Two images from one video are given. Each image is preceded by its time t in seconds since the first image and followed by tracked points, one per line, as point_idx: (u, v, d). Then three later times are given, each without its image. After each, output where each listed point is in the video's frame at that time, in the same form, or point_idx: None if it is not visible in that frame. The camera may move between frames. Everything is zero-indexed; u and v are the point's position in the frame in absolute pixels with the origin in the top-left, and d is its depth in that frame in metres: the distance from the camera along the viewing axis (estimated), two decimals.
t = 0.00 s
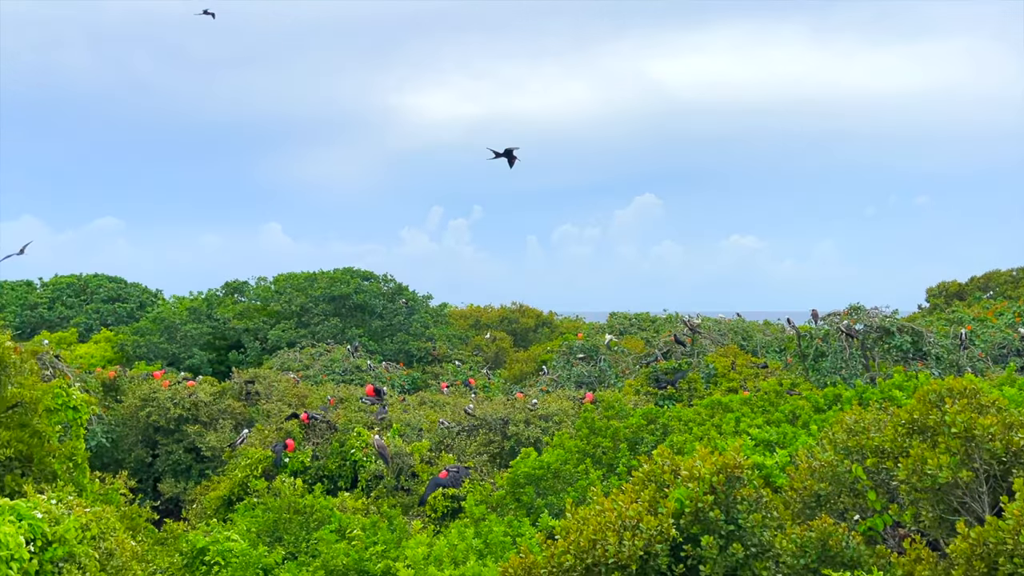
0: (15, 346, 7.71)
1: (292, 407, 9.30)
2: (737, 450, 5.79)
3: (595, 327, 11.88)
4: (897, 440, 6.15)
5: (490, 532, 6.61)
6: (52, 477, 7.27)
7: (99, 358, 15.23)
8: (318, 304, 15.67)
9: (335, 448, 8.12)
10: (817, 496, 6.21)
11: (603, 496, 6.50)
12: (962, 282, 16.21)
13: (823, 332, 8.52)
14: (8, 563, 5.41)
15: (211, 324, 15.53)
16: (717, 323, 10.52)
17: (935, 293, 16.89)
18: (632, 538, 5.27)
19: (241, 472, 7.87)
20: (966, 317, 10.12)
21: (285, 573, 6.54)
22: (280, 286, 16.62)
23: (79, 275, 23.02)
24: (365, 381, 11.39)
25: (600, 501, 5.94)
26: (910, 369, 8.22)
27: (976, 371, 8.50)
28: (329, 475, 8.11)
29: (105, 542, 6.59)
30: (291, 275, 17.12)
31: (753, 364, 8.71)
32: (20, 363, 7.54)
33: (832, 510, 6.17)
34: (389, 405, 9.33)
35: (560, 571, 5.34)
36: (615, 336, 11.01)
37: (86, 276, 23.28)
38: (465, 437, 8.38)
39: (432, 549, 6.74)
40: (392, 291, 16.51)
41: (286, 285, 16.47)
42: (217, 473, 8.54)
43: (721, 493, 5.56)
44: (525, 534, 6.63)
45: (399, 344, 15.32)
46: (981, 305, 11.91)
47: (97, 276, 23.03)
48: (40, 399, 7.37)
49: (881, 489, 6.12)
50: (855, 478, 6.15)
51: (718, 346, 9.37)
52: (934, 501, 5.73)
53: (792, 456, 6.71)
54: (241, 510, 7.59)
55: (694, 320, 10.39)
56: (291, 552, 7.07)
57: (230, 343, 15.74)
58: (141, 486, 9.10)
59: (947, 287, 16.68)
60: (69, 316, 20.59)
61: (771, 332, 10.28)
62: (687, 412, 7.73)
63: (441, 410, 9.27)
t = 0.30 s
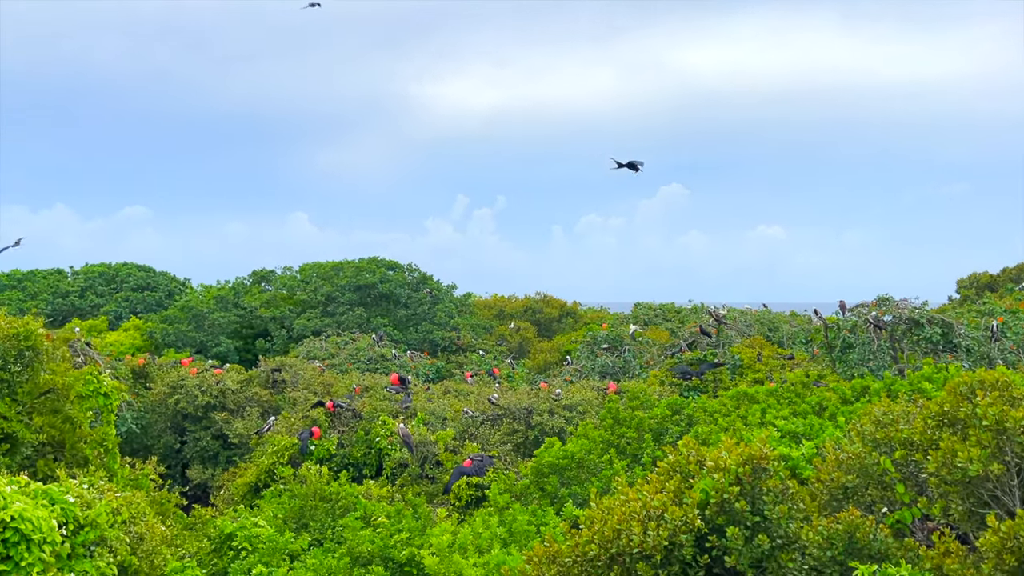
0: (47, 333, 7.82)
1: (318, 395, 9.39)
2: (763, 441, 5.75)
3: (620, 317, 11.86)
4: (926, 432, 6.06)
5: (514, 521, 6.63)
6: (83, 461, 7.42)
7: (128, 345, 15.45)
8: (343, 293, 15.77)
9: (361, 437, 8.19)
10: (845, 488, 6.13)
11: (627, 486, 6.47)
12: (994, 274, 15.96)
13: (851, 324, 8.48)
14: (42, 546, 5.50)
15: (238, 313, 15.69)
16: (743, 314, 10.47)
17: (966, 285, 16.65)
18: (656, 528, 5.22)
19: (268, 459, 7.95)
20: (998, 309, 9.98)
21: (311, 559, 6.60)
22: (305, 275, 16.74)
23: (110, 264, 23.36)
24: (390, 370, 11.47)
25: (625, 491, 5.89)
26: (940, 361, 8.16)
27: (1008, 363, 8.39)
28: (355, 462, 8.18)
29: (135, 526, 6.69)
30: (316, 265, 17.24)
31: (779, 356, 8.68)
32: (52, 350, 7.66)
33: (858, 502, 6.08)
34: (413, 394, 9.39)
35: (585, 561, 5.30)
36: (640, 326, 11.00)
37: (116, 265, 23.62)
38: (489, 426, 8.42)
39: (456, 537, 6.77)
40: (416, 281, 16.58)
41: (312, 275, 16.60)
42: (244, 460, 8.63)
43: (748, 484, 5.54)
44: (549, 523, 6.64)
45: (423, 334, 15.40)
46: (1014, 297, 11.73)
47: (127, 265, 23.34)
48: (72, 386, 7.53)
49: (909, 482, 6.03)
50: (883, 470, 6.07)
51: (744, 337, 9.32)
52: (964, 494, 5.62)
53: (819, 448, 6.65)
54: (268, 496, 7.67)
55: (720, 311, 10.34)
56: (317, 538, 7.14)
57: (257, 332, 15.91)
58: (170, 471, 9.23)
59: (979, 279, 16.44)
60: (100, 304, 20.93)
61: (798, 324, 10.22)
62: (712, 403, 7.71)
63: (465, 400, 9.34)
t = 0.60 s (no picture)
0: (66, 321, 7.88)
1: (334, 385, 9.45)
2: (780, 433, 5.66)
3: (635, 309, 11.86)
4: (945, 426, 6.03)
5: (529, 511, 6.65)
6: (103, 448, 7.50)
7: (146, 334, 15.57)
8: (359, 283, 15.82)
9: (376, 427, 8.24)
10: (861, 481, 6.12)
11: (643, 477, 6.46)
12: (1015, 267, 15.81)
13: (868, 317, 8.46)
14: (61, 532, 5.58)
15: (254, 303, 15.77)
16: (759, 306, 10.44)
17: (985, 278, 16.52)
18: (672, 519, 5.20)
19: (284, 448, 8.00)
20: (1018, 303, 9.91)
21: (327, 547, 6.64)
22: (321, 265, 16.79)
23: (127, 253, 23.51)
24: (405, 360, 11.52)
25: (639, 482, 5.89)
26: (958, 354, 8.13)
27: None
28: (370, 452, 8.24)
29: (154, 513, 6.75)
30: (331, 255, 17.30)
31: (795, 348, 8.67)
32: (71, 338, 7.73)
33: (875, 495, 6.07)
34: (428, 384, 9.43)
35: (599, 551, 5.30)
36: (655, 318, 11.01)
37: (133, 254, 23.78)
38: (503, 416, 8.46)
39: (471, 526, 6.79)
40: (431, 271, 16.63)
41: (328, 265, 16.66)
42: (260, 449, 8.70)
43: (764, 476, 5.46)
44: (563, 513, 6.65)
45: (437, 324, 15.46)
46: None
47: (144, 254, 23.48)
48: (91, 373, 7.59)
49: (927, 475, 5.98)
50: (900, 463, 6.04)
51: (759, 329, 9.31)
52: (982, 488, 5.58)
53: (835, 440, 6.64)
54: (283, 485, 7.73)
55: (736, 303, 10.33)
56: (332, 526, 7.18)
57: (273, 322, 16.01)
58: (186, 459, 9.32)
59: (998, 272, 16.30)
60: (118, 294, 21.10)
61: (814, 316, 10.19)
62: (727, 395, 7.72)
63: (480, 390, 9.38)
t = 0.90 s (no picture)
0: (80, 310, 7.93)
1: (345, 375, 9.50)
2: (793, 425, 5.62)
3: (647, 301, 11.86)
4: (959, 419, 6.00)
5: (540, 501, 6.67)
6: (117, 437, 7.55)
7: (159, 324, 15.65)
8: (371, 274, 15.85)
9: (387, 417, 8.28)
10: (874, 474, 6.10)
11: (654, 468, 6.44)
12: None
13: (881, 310, 8.43)
14: (76, 518, 5.61)
15: (266, 294, 15.83)
16: (771, 298, 10.42)
17: (1000, 271, 16.43)
18: (683, 510, 5.18)
19: (296, 438, 8.04)
20: None
21: (339, 536, 6.69)
22: (333, 256, 16.83)
23: (141, 243, 23.62)
24: (417, 351, 11.55)
25: (650, 473, 5.89)
26: (972, 347, 8.10)
27: None
28: (381, 442, 8.26)
29: (167, 501, 6.79)
30: (343, 246, 17.34)
31: (807, 340, 8.65)
32: (86, 327, 7.78)
33: (888, 488, 6.02)
34: (439, 375, 9.47)
35: (611, 542, 5.30)
36: (666, 310, 11.00)
37: (147, 244, 23.89)
38: (514, 407, 8.48)
39: (482, 517, 6.81)
40: (442, 263, 16.65)
41: (339, 256, 16.70)
42: (272, 438, 8.75)
43: (776, 468, 5.44)
44: (574, 504, 6.65)
45: (448, 316, 15.50)
46: None
47: (157, 244, 23.60)
48: (105, 361, 7.63)
49: (940, 469, 5.97)
50: (913, 456, 6.02)
51: (771, 322, 9.30)
52: (996, 482, 5.53)
53: (847, 432, 6.62)
54: (295, 474, 7.77)
55: (748, 295, 10.31)
56: (344, 516, 7.20)
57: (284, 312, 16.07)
58: (199, 449, 9.37)
59: (1014, 265, 16.20)
60: (131, 283, 21.22)
61: (827, 309, 10.17)
62: (739, 388, 7.73)
63: (491, 381, 9.40)
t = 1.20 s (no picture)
0: (89, 300, 7.96)
1: (352, 366, 9.52)
2: (801, 417, 5.61)
3: (654, 292, 11.85)
4: (967, 412, 5.98)
5: (546, 492, 6.68)
6: (125, 426, 7.58)
7: (167, 314, 15.71)
8: (378, 265, 15.86)
9: (394, 408, 8.30)
10: (881, 467, 6.05)
11: (661, 460, 6.44)
12: None
13: (889, 302, 8.41)
14: (85, 507, 5.63)
15: (273, 284, 15.86)
16: (778, 290, 10.40)
17: (1009, 264, 16.36)
18: (690, 502, 5.17)
19: (303, 428, 8.07)
20: None
21: (346, 526, 6.72)
22: (340, 247, 16.84)
23: (149, 233, 23.67)
24: (424, 342, 11.57)
25: (657, 465, 5.89)
26: (980, 340, 8.09)
27: None
28: (388, 433, 8.29)
29: (175, 490, 6.83)
30: (350, 237, 17.35)
31: (815, 333, 8.63)
32: (94, 317, 7.81)
33: (896, 480, 5.99)
34: (446, 366, 9.49)
35: (617, 533, 5.31)
36: (674, 302, 11.00)
37: (155, 234, 23.95)
38: (521, 399, 8.50)
39: (488, 507, 6.83)
40: (449, 254, 16.66)
41: (346, 247, 16.71)
42: (280, 428, 8.78)
43: (784, 461, 5.42)
44: (581, 495, 6.66)
45: (455, 307, 15.52)
46: None
47: (166, 235, 23.66)
48: (114, 351, 7.66)
49: (948, 462, 5.94)
50: (921, 448, 6.00)
51: (779, 314, 9.28)
52: (1005, 475, 5.49)
53: (855, 425, 6.60)
54: (303, 464, 7.80)
55: (755, 287, 10.29)
56: (351, 506, 7.23)
57: (292, 303, 16.11)
58: (207, 438, 9.41)
59: None
60: (140, 274, 21.30)
61: (835, 302, 10.15)
62: (746, 380, 7.73)
63: (498, 372, 9.41)
